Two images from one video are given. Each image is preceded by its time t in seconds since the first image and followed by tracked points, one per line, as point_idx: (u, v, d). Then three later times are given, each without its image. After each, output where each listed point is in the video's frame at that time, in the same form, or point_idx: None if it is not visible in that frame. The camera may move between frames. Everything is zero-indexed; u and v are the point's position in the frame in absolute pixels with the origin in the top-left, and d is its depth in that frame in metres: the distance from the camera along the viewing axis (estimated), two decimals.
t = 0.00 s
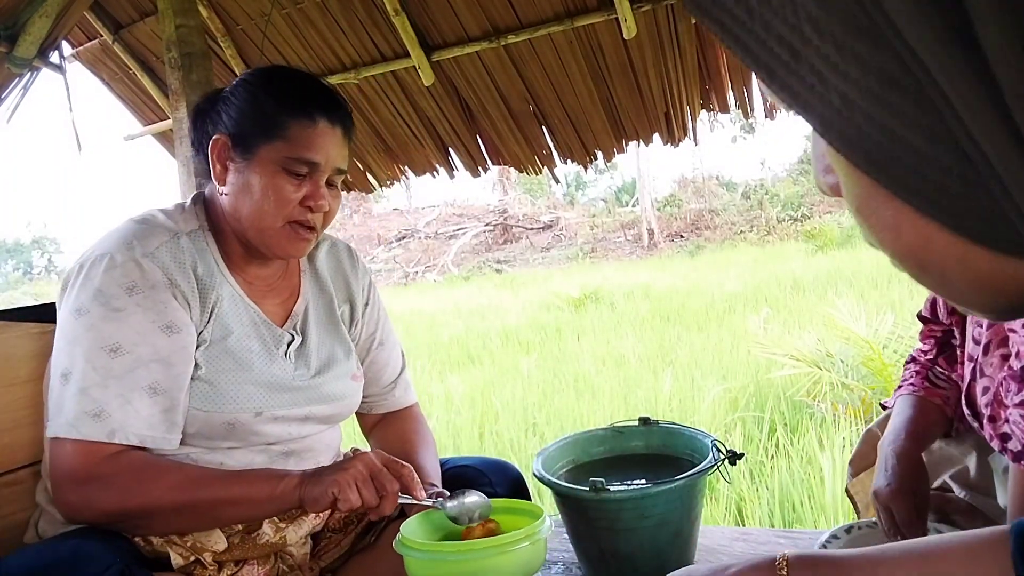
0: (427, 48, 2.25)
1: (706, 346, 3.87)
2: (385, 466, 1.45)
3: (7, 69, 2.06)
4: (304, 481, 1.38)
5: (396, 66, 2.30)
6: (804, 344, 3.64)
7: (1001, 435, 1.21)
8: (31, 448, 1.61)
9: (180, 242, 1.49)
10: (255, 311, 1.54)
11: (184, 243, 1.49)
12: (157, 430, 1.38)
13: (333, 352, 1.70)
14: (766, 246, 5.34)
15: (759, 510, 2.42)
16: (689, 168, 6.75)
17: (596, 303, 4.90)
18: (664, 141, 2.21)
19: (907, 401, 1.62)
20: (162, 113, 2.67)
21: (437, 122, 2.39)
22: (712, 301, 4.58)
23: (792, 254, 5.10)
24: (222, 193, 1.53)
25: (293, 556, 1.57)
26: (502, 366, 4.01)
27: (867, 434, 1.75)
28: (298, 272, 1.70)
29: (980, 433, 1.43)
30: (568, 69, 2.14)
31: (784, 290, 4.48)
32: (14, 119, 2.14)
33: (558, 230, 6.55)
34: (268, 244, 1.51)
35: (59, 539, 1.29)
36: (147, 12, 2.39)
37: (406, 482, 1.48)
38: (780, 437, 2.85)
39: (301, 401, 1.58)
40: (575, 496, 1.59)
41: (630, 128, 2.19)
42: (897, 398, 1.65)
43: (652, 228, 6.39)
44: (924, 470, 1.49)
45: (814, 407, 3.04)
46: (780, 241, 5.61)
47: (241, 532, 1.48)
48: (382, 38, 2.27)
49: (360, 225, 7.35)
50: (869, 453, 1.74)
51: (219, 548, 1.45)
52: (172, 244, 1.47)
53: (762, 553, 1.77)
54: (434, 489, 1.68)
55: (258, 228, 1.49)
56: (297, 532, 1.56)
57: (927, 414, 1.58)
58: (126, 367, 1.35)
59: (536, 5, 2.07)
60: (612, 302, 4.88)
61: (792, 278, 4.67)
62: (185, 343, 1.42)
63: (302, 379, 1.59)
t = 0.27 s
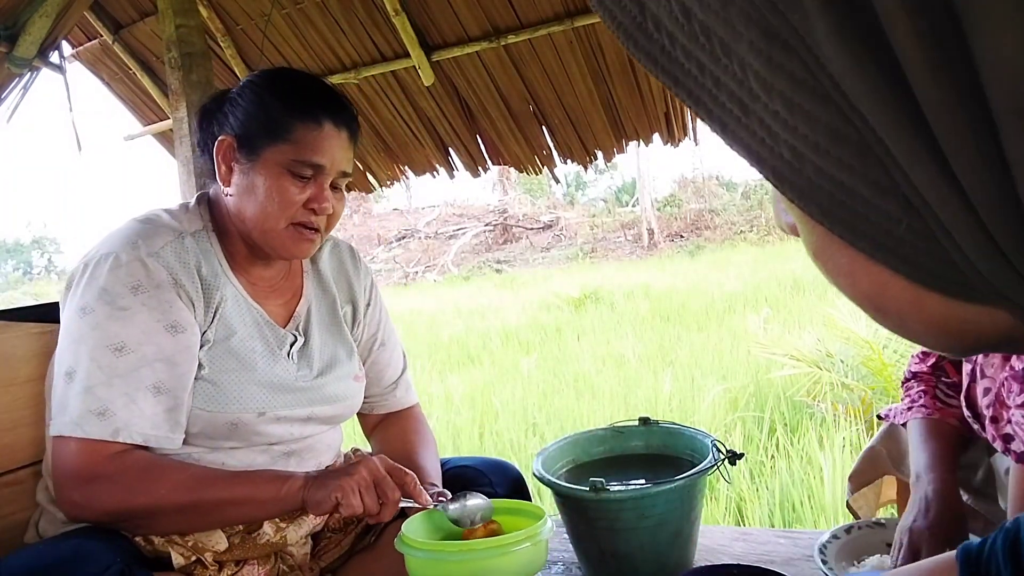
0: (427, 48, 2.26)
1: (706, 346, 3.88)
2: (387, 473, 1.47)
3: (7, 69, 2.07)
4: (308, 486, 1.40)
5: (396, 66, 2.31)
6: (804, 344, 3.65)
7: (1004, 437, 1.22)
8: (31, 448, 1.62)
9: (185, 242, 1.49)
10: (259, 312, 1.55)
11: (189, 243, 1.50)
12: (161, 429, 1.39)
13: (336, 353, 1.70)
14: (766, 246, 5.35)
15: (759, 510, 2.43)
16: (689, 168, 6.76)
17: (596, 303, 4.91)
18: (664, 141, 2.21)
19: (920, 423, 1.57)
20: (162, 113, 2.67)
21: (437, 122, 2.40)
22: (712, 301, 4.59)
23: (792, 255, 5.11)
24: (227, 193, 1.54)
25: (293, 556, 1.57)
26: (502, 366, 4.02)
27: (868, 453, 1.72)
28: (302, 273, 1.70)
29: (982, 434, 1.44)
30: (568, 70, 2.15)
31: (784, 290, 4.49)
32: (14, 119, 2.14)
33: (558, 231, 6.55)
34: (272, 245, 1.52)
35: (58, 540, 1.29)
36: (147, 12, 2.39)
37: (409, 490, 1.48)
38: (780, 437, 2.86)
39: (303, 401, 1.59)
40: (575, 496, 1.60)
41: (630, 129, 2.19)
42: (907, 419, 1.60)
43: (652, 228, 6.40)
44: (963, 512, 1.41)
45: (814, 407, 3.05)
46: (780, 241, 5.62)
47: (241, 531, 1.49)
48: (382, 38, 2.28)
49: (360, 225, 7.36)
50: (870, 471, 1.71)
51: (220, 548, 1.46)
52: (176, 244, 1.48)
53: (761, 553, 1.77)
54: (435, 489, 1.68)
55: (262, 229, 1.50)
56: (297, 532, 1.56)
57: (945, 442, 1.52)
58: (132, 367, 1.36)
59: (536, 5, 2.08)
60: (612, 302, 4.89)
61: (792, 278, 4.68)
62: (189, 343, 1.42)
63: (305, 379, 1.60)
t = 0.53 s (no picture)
0: (427, 48, 2.26)
1: (706, 346, 3.87)
2: (388, 475, 1.46)
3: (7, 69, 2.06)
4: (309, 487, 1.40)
5: (396, 66, 2.31)
6: (804, 344, 3.65)
7: (1005, 436, 1.23)
8: (31, 448, 1.61)
9: (185, 242, 1.49)
10: (258, 312, 1.55)
11: (189, 241, 1.50)
12: (161, 428, 1.38)
13: (336, 353, 1.70)
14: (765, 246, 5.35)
15: (759, 510, 2.43)
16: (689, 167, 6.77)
17: (596, 303, 4.91)
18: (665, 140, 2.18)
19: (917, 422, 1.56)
20: (162, 113, 2.67)
21: (437, 122, 2.39)
22: (712, 301, 4.59)
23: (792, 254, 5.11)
24: (226, 194, 1.54)
25: (293, 556, 1.57)
26: (502, 366, 4.01)
27: (869, 448, 1.72)
28: (302, 273, 1.70)
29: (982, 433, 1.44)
30: (568, 70, 2.14)
31: (784, 290, 4.49)
32: (14, 119, 2.14)
33: (558, 231, 6.56)
34: (272, 246, 1.52)
35: (57, 540, 1.28)
36: (147, 12, 2.39)
37: (408, 491, 1.46)
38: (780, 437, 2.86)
39: (303, 401, 1.59)
40: (576, 496, 1.60)
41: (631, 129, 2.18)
42: (906, 417, 1.59)
43: (652, 228, 6.40)
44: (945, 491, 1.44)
45: (815, 407, 3.04)
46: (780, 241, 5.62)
47: (240, 531, 1.48)
48: (382, 38, 2.28)
49: (360, 225, 7.36)
50: (871, 468, 1.71)
51: (220, 547, 1.45)
52: (177, 243, 1.47)
53: (761, 553, 1.77)
54: (434, 489, 1.68)
55: (262, 230, 1.50)
56: (297, 532, 1.55)
57: (940, 440, 1.51)
58: (133, 365, 1.36)
59: (536, 5, 2.08)
60: (612, 302, 4.89)
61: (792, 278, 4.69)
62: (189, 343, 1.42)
63: (305, 379, 1.60)
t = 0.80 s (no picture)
0: (427, 48, 2.25)
1: (706, 346, 3.87)
2: (388, 474, 1.44)
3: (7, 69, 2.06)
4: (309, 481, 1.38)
5: (396, 66, 2.30)
6: (804, 344, 3.65)
7: (1005, 437, 1.23)
8: (31, 448, 1.61)
9: (186, 240, 1.48)
10: (258, 310, 1.54)
11: (189, 239, 1.49)
12: (161, 426, 1.38)
13: (336, 352, 1.70)
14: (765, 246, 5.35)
15: (759, 510, 2.42)
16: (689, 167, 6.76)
17: (597, 303, 4.90)
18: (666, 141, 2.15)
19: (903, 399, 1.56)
20: (162, 113, 2.66)
21: (437, 122, 2.39)
22: (712, 301, 4.58)
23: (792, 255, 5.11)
24: (226, 194, 1.53)
25: (293, 556, 1.57)
26: (503, 366, 4.01)
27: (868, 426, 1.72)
28: (302, 273, 1.69)
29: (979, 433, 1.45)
30: (568, 70, 2.12)
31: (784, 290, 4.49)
32: (14, 119, 2.13)
33: (558, 231, 6.55)
34: (272, 246, 1.51)
35: (56, 541, 1.28)
36: (146, 12, 2.38)
37: (408, 493, 1.44)
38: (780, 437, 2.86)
39: (304, 401, 1.59)
40: (574, 496, 1.60)
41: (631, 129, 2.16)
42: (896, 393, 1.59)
43: (652, 228, 6.39)
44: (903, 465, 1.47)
45: (815, 407, 3.04)
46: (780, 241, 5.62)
47: (241, 531, 1.48)
48: (383, 38, 2.27)
49: (360, 225, 7.35)
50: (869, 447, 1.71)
51: (219, 547, 1.44)
52: (177, 241, 1.47)
53: (762, 553, 1.77)
54: (433, 490, 1.68)
55: (262, 230, 1.49)
56: (297, 532, 1.56)
57: (919, 416, 1.52)
58: (132, 362, 1.36)
59: (536, 5, 2.07)
60: (612, 302, 4.89)
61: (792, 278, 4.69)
62: (190, 341, 1.41)
63: (305, 378, 1.60)
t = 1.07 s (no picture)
0: (427, 48, 2.25)
1: (706, 346, 3.87)
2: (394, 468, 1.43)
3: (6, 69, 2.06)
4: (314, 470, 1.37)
5: (396, 66, 2.30)
6: (804, 344, 3.65)
7: (1005, 437, 1.23)
8: (31, 448, 1.61)
9: (187, 237, 1.48)
10: (258, 309, 1.54)
11: (190, 236, 1.49)
12: (163, 421, 1.37)
13: (337, 351, 1.70)
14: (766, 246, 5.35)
15: (759, 510, 2.42)
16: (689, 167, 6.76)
17: (597, 303, 4.90)
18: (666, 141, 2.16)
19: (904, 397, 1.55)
20: (162, 113, 2.66)
21: (437, 122, 2.39)
22: (712, 301, 4.58)
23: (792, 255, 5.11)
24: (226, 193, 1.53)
25: (293, 556, 1.57)
26: (503, 366, 4.01)
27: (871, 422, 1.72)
28: (303, 272, 1.69)
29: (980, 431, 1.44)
30: (569, 70, 2.12)
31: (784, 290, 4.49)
32: (14, 119, 2.13)
33: (558, 231, 6.55)
34: (272, 245, 1.51)
35: (55, 541, 1.28)
36: (146, 12, 2.38)
37: (410, 488, 1.45)
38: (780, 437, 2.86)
39: (304, 401, 1.59)
40: (575, 496, 1.59)
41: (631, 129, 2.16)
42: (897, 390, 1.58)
43: (652, 228, 6.39)
44: (904, 463, 1.45)
45: (815, 407, 3.04)
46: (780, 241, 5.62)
47: (241, 532, 1.47)
48: (382, 38, 2.27)
49: (360, 225, 7.35)
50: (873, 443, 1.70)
51: (218, 546, 1.44)
52: (178, 238, 1.47)
53: (762, 553, 1.77)
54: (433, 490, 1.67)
55: (261, 229, 1.49)
56: (297, 533, 1.55)
57: (918, 412, 1.51)
58: (135, 358, 1.35)
59: (536, 5, 2.07)
60: (612, 302, 4.88)
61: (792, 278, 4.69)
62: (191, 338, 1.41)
63: (306, 377, 1.60)
